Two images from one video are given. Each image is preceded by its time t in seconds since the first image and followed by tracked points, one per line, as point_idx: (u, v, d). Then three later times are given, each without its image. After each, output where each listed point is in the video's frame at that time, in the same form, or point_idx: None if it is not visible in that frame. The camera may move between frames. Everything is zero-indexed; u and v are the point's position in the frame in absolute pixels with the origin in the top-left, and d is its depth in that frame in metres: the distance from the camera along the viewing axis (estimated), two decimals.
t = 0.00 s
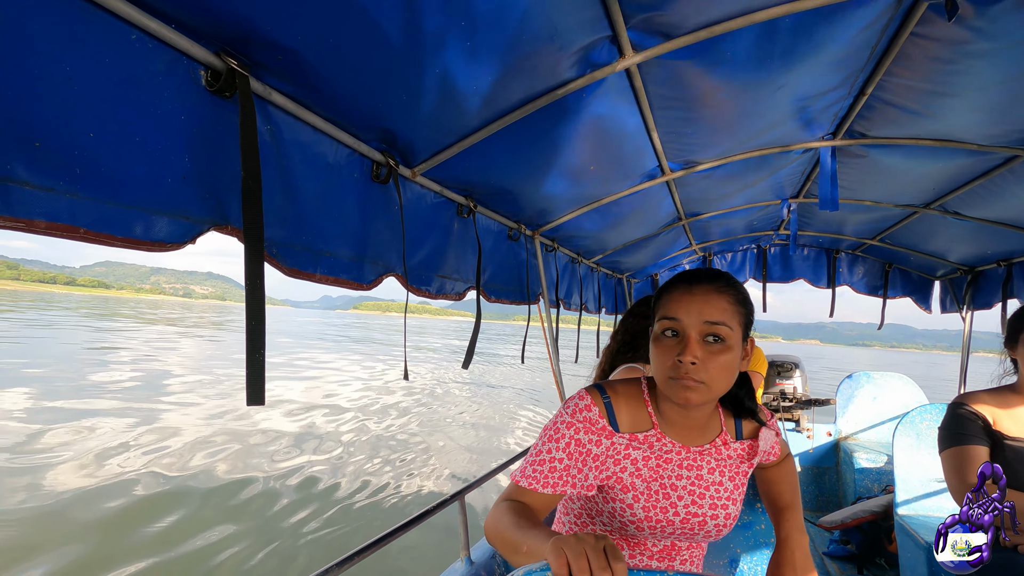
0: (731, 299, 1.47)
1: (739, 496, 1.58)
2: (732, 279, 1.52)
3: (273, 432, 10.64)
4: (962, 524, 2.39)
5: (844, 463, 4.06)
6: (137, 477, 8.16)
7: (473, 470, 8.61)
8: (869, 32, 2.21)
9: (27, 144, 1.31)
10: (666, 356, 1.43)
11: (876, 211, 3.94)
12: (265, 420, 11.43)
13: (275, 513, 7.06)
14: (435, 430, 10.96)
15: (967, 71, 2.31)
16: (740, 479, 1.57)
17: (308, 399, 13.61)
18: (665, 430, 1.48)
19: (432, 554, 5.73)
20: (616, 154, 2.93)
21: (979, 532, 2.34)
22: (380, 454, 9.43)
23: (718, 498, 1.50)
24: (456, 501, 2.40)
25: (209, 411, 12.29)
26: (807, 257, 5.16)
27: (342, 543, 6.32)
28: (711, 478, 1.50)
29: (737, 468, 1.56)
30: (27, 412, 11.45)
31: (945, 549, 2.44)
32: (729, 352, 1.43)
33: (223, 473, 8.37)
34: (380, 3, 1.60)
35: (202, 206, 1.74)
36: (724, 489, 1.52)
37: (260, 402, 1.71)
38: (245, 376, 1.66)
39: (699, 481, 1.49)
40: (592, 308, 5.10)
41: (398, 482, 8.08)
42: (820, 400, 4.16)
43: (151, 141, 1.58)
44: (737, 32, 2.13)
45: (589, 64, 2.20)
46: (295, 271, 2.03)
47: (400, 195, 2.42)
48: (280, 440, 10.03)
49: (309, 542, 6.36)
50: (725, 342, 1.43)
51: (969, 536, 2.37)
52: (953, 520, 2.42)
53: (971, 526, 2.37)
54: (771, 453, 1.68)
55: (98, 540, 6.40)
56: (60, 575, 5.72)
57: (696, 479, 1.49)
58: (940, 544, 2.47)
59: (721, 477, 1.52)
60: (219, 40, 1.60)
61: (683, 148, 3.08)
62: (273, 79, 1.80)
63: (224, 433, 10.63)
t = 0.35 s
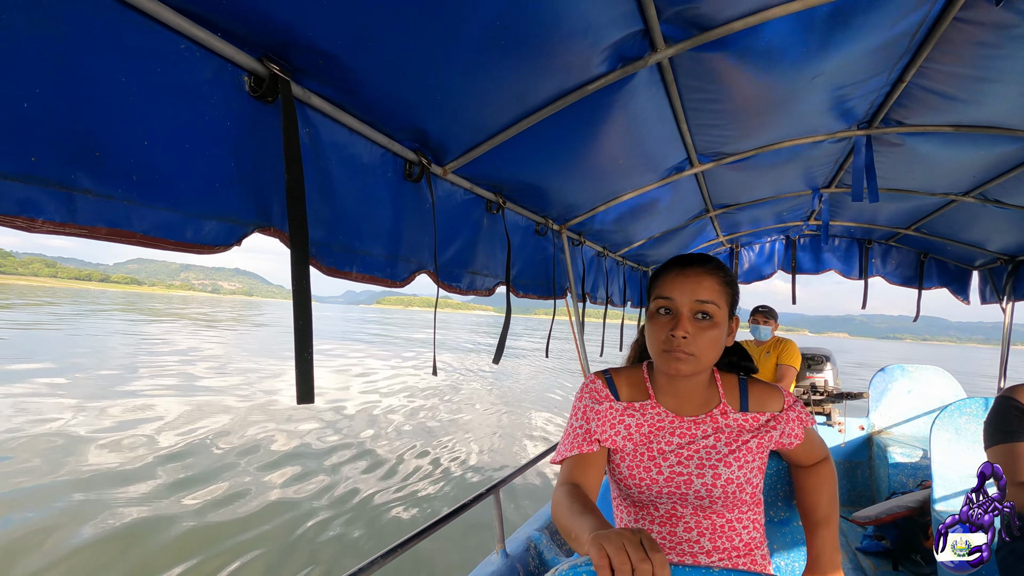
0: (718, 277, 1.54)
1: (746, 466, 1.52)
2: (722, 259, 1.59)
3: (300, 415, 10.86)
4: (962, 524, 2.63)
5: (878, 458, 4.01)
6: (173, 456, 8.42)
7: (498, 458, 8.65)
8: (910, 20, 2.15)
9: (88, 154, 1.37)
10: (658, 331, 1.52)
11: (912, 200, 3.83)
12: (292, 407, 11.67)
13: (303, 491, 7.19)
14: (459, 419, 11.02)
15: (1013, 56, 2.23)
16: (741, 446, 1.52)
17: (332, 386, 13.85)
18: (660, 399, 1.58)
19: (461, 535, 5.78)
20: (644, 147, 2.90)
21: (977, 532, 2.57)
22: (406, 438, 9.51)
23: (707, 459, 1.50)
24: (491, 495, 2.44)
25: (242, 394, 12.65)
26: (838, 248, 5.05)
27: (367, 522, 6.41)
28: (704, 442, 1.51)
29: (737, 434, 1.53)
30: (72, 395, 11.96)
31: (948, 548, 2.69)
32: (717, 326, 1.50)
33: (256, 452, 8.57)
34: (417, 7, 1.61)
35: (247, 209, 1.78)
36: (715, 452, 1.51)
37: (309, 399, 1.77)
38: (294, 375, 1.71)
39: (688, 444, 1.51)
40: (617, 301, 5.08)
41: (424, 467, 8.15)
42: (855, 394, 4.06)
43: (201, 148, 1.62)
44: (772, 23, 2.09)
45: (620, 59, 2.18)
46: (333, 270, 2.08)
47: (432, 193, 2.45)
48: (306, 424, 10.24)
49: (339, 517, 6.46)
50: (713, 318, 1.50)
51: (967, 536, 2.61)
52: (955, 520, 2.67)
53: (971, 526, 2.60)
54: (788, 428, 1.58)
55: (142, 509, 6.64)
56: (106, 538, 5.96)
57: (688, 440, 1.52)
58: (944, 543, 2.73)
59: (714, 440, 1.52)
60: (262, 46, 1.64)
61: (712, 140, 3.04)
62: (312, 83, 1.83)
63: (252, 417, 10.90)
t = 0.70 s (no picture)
0: (694, 261, 1.49)
1: (772, 456, 1.42)
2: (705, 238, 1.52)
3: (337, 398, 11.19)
4: (960, 522, 2.71)
5: (926, 442, 3.92)
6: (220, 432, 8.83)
7: (529, 440, 8.70)
8: None
9: (141, 142, 1.40)
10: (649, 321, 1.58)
11: (966, 171, 3.62)
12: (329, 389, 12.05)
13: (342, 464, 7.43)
14: (492, 403, 11.14)
15: None
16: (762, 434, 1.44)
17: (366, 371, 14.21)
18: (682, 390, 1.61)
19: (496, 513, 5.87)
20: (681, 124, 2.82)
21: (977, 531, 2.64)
22: (439, 420, 9.67)
23: (723, 449, 1.48)
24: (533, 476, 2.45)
25: (282, 377, 13.13)
26: (884, 225, 4.84)
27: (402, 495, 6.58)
28: (722, 430, 1.50)
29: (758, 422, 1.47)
30: (128, 376, 12.68)
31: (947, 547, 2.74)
32: (696, 311, 1.46)
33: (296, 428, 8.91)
34: None
35: (290, 193, 1.81)
36: (734, 442, 1.47)
37: (352, 379, 1.79)
38: (338, 356, 1.74)
39: (709, 432, 1.51)
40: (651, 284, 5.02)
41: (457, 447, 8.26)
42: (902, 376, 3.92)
43: (245, 134, 1.65)
44: None
45: (657, 32, 2.10)
46: (373, 254, 2.12)
47: (467, 175, 2.44)
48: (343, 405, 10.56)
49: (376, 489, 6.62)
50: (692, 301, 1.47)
51: (967, 534, 2.67)
52: (954, 519, 2.74)
53: (971, 525, 2.66)
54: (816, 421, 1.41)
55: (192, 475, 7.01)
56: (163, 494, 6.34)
57: (707, 428, 1.52)
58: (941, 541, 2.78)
59: (733, 430, 1.48)
60: (300, 32, 1.64)
61: (752, 114, 2.93)
62: (349, 67, 1.83)
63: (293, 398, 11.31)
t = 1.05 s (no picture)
0: (691, 248, 1.73)
1: (788, 446, 1.58)
2: (707, 227, 1.68)
3: (366, 380, 11.43)
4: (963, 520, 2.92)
5: (973, 424, 3.74)
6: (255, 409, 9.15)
7: (556, 422, 8.67)
8: None
9: (165, 114, 1.41)
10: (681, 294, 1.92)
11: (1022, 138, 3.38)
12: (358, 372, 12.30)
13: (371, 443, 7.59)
14: (518, 387, 11.18)
15: None
16: (777, 427, 1.58)
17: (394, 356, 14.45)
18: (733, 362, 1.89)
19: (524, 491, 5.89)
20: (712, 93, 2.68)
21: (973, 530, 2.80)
22: (465, 401, 9.74)
23: (743, 429, 1.70)
24: (564, 453, 2.44)
25: (314, 361, 13.49)
26: (928, 199, 4.60)
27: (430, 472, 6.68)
28: (744, 411, 1.71)
29: (771, 413, 1.61)
30: (168, 357, 13.23)
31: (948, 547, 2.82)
32: (684, 295, 1.78)
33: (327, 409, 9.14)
34: None
35: (315, 168, 1.81)
36: (752, 424, 1.68)
37: (377, 354, 1.77)
38: (362, 331, 1.72)
39: (735, 410, 1.76)
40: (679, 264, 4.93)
41: (483, 426, 8.30)
42: (948, 356, 3.74)
43: (268, 106, 1.64)
44: None
45: None
46: (399, 230, 2.12)
47: (492, 151, 2.40)
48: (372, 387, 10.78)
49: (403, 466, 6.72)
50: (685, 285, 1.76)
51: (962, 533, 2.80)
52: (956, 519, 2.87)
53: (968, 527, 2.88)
54: (807, 416, 1.47)
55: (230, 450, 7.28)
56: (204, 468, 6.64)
57: (736, 405, 1.76)
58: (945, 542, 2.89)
59: (753, 413, 1.68)
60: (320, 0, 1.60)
61: (789, 82, 2.77)
62: (371, 38, 1.78)
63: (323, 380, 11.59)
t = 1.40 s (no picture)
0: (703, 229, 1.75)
1: (791, 426, 1.53)
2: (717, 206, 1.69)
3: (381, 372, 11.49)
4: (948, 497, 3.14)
5: (1001, 416, 3.61)
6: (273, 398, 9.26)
7: (568, 414, 8.61)
8: None
9: (160, 83, 1.38)
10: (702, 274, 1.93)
11: None
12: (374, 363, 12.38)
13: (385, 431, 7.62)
14: (534, 379, 11.12)
15: None
16: (780, 406, 1.56)
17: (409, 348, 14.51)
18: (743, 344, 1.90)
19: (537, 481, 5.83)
20: (726, 74, 2.59)
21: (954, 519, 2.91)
22: (478, 393, 9.75)
23: (750, 411, 1.68)
24: (576, 441, 2.40)
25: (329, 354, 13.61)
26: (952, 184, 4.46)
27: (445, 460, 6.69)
28: (751, 393, 1.70)
29: (773, 392, 1.59)
30: (189, 348, 13.47)
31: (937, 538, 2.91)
32: (695, 271, 1.78)
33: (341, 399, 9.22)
34: None
35: (319, 144, 1.77)
36: (757, 406, 1.66)
37: (390, 336, 1.73)
38: (374, 313, 1.69)
39: (744, 393, 1.75)
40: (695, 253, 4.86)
41: (495, 417, 8.29)
42: (973, 346, 3.61)
43: (268, 78, 1.60)
44: None
45: None
46: (408, 211, 2.08)
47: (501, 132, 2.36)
48: (388, 378, 10.83)
49: (416, 453, 6.73)
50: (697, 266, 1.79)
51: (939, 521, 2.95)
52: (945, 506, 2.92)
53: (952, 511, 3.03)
54: (807, 397, 1.46)
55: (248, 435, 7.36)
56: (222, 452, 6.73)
57: (744, 387, 1.76)
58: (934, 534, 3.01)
59: (758, 395, 1.67)
60: None
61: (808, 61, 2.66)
62: (373, 10, 1.74)
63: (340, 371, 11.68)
